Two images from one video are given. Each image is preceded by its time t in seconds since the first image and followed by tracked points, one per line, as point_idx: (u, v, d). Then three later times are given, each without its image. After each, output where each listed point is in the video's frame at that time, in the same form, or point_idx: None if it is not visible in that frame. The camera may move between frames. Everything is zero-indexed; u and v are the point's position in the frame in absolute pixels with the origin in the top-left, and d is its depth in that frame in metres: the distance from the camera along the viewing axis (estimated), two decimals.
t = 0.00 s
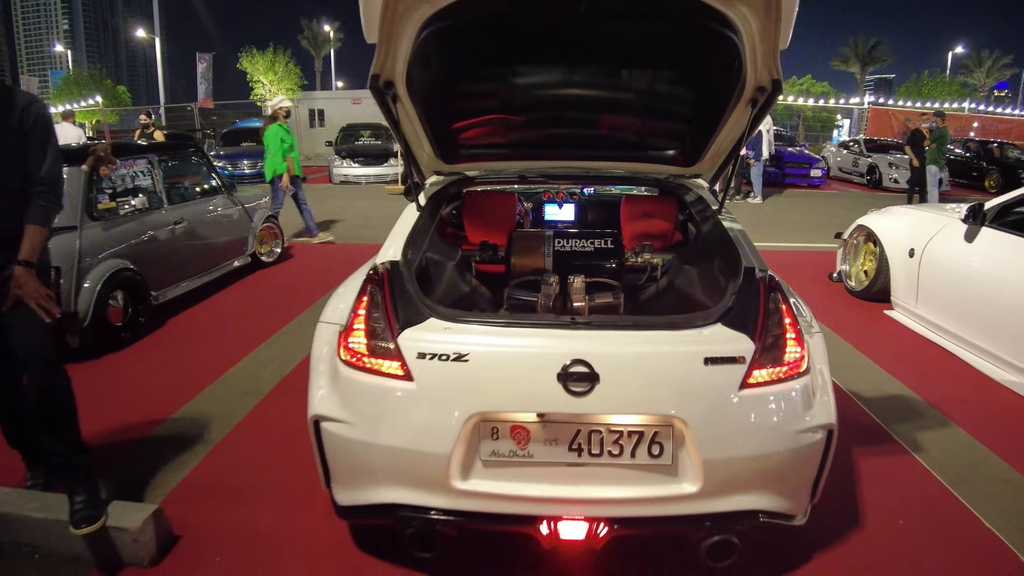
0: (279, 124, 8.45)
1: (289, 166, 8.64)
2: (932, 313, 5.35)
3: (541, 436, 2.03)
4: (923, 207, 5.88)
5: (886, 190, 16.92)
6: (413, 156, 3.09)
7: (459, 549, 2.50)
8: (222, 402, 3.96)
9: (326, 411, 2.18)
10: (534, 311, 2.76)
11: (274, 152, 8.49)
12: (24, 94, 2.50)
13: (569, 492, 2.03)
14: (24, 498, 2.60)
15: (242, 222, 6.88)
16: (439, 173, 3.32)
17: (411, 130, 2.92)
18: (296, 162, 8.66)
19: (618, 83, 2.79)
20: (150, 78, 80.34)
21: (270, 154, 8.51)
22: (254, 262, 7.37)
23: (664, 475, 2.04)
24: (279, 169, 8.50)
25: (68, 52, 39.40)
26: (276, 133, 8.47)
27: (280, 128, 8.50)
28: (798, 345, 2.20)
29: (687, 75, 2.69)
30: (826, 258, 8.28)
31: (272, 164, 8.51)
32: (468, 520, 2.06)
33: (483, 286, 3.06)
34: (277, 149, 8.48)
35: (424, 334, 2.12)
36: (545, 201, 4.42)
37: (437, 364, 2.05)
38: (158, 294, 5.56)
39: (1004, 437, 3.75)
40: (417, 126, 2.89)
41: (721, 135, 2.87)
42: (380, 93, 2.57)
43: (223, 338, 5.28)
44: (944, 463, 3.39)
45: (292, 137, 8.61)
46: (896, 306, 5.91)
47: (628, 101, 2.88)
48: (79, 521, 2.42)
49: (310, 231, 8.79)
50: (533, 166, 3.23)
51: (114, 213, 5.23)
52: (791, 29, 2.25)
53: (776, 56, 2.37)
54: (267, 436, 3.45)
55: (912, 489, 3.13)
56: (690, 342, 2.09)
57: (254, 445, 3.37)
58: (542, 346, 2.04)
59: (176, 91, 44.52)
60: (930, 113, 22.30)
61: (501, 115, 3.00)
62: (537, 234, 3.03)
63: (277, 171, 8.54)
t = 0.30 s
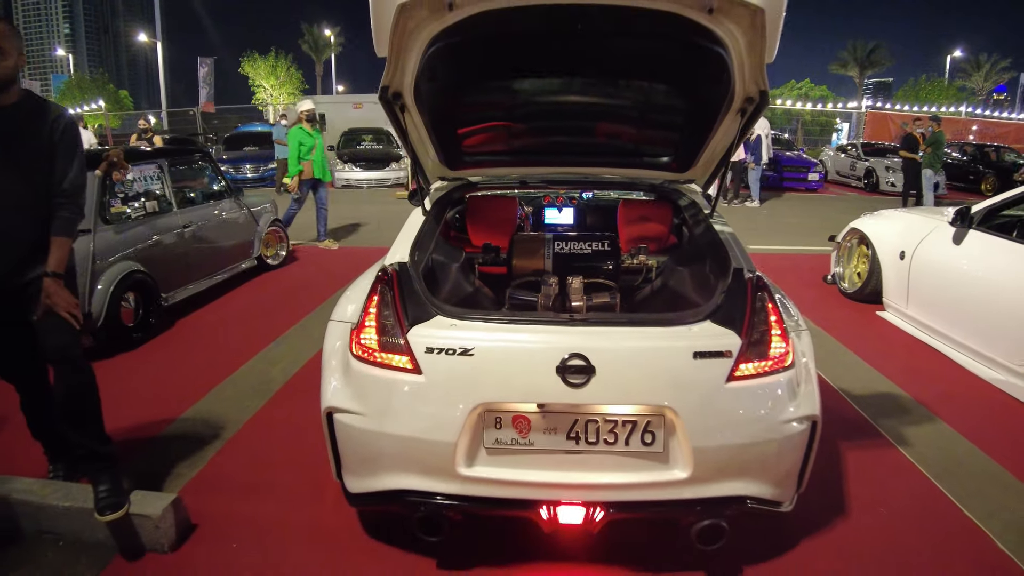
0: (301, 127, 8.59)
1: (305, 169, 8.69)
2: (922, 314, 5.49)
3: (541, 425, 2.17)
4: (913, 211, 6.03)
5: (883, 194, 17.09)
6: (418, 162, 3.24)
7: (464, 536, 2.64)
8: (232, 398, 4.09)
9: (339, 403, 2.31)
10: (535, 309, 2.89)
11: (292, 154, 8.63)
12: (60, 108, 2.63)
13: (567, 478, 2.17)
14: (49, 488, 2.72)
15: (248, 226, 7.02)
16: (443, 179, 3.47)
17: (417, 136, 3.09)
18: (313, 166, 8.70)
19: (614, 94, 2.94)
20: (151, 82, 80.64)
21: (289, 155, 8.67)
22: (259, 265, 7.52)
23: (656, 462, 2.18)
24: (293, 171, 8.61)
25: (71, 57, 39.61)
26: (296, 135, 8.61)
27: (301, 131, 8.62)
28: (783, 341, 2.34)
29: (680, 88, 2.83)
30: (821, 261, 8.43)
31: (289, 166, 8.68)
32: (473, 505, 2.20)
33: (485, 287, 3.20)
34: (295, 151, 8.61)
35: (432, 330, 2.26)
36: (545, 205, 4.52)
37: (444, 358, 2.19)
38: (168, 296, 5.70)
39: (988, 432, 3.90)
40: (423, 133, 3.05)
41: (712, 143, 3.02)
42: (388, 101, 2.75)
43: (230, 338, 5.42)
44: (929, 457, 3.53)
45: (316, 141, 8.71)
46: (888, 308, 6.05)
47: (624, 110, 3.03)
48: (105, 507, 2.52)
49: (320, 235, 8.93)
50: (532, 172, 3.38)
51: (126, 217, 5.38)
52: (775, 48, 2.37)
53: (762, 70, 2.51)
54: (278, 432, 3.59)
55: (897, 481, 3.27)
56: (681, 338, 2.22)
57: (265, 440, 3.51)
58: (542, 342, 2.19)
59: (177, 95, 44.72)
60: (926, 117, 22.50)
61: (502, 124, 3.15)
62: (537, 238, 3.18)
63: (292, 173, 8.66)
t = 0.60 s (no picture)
0: (309, 132, 8.75)
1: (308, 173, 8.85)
2: (909, 315, 5.63)
3: (530, 418, 2.31)
4: (901, 215, 6.18)
5: (878, 198, 17.24)
6: (416, 169, 3.39)
7: (459, 526, 2.77)
8: (237, 398, 4.23)
9: (341, 398, 2.45)
10: (528, 309, 3.02)
11: (299, 157, 8.87)
12: (82, 122, 2.78)
13: (555, 467, 2.31)
14: (65, 480, 2.86)
15: (251, 232, 7.17)
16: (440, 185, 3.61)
17: (415, 146, 3.23)
18: (314, 172, 8.81)
19: (602, 105, 3.08)
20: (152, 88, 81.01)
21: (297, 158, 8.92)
22: (262, 269, 7.67)
23: (638, 452, 2.32)
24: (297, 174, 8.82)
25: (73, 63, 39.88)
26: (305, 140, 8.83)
27: (309, 137, 8.81)
28: (759, 338, 2.48)
29: (664, 100, 2.98)
30: (814, 264, 8.57)
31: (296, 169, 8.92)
32: (467, 493, 2.33)
33: (480, 290, 3.34)
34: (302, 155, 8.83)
35: (428, 329, 2.40)
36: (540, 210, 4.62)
37: (438, 355, 2.33)
38: (172, 300, 5.84)
39: (967, 429, 4.03)
40: (420, 142, 3.20)
41: (696, 150, 3.16)
42: (387, 114, 2.89)
43: (234, 340, 5.56)
44: (908, 453, 3.66)
45: (323, 148, 8.83)
46: (877, 310, 6.19)
47: (612, 120, 3.18)
48: (118, 497, 2.66)
49: (323, 240, 9.07)
50: (525, 179, 3.52)
51: (133, 223, 5.52)
52: (752, 62, 2.51)
53: (741, 82, 2.66)
54: (281, 429, 3.73)
55: (876, 475, 3.40)
56: (662, 336, 2.36)
57: (269, 437, 3.64)
58: (531, 340, 2.33)
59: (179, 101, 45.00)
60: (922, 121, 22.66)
61: (496, 133, 3.30)
62: (530, 242, 3.33)
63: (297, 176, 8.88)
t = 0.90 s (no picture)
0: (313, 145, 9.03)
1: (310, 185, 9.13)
2: (890, 320, 5.83)
3: (516, 411, 2.50)
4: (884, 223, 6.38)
5: (872, 206, 17.45)
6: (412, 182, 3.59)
7: (453, 516, 2.96)
8: (242, 399, 4.43)
9: (341, 394, 2.65)
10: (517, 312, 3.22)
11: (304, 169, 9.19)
12: (101, 141, 3.01)
13: (538, 457, 2.51)
14: (82, 472, 3.05)
15: (254, 241, 7.38)
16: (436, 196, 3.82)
17: (411, 160, 3.44)
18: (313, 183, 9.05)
19: (586, 121, 3.30)
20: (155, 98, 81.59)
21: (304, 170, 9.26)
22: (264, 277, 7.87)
23: (615, 443, 2.51)
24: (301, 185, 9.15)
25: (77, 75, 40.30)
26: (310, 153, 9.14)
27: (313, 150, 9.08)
28: (728, 338, 2.67)
29: (643, 116, 3.20)
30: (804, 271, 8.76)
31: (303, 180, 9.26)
32: (457, 481, 2.52)
33: (472, 295, 3.54)
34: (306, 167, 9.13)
35: (422, 330, 2.60)
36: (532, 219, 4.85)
37: (431, 353, 2.53)
38: (178, 306, 6.04)
39: (940, 428, 4.21)
40: (416, 156, 3.41)
41: (675, 163, 3.37)
42: (385, 131, 3.10)
43: (237, 345, 5.74)
44: (881, 449, 3.85)
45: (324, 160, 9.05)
46: (861, 315, 6.39)
47: (595, 135, 3.39)
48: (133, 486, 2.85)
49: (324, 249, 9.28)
50: (515, 190, 3.73)
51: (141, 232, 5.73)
52: (720, 83, 2.72)
53: (712, 101, 2.88)
54: (284, 428, 3.92)
55: (848, 470, 3.59)
56: (637, 336, 2.56)
57: (273, 435, 3.83)
58: (516, 339, 2.52)
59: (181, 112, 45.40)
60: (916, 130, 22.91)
61: (487, 147, 3.51)
62: (519, 251, 3.52)
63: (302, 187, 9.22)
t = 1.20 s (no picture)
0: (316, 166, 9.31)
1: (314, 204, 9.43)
2: (876, 334, 6.01)
3: (508, 419, 2.68)
4: (869, 241, 6.58)
5: (866, 223, 17.67)
6: (412, 202, 3.80)
7: (449, 520, 3.12)
8: (247, 410, 4.60)
9: (344, 403, 2.83)
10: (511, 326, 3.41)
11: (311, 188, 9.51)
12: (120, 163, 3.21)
13: (528, 462, 2.68)
14: (98, 477, 3.22)
15: (258, 258, 7.59)
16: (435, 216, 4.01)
17: (411, 183, 3.65)
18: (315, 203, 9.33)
19: (576, 146, 3.51)
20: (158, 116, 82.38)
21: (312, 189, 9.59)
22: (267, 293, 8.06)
23: (601, 448, 2.69)
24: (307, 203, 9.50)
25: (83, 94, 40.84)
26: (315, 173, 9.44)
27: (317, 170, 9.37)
28: (708, 350, 2.85)
29: (629, 142, 3.41)
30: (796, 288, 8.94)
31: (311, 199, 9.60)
32: (453, 484, 2.69)
33: (468, 310, 3.72)
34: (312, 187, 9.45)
35: (420, 342, 2.78)
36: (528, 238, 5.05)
37: (429, 363, 2.71)
38: (185, 321, 6.23)
39: (919, 438, 4.37)
40: (416, 179, 3.62)
41: (660, 185, 3.58)
42: (387, 156, 3.31)
43: (242, 359, 5.92)
44: (861, 458, 4.01)
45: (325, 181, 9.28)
46: (848, 330, 6.57)
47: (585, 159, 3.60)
48: (147, 490, 3.01)
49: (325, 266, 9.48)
50: (510, 210, 3.93)
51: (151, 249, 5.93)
52: (698, 113, 2.94)
53: (692, 128, 3.09)
54: (288, 437, 4.08)
55: (828, 477, 3.75)
56: (621, 347, 2.75)
57: (277, 443, 4.00)
58: (508, 351, 2.71)
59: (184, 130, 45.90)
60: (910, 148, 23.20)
61: (483, 170, 3.72)
62: (513, 269, 3.73)
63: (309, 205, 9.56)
